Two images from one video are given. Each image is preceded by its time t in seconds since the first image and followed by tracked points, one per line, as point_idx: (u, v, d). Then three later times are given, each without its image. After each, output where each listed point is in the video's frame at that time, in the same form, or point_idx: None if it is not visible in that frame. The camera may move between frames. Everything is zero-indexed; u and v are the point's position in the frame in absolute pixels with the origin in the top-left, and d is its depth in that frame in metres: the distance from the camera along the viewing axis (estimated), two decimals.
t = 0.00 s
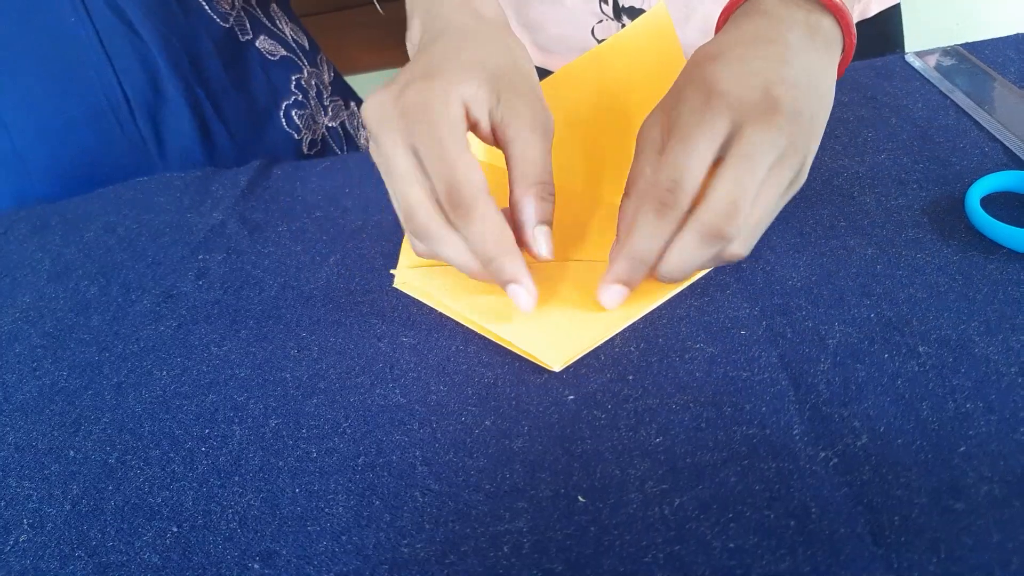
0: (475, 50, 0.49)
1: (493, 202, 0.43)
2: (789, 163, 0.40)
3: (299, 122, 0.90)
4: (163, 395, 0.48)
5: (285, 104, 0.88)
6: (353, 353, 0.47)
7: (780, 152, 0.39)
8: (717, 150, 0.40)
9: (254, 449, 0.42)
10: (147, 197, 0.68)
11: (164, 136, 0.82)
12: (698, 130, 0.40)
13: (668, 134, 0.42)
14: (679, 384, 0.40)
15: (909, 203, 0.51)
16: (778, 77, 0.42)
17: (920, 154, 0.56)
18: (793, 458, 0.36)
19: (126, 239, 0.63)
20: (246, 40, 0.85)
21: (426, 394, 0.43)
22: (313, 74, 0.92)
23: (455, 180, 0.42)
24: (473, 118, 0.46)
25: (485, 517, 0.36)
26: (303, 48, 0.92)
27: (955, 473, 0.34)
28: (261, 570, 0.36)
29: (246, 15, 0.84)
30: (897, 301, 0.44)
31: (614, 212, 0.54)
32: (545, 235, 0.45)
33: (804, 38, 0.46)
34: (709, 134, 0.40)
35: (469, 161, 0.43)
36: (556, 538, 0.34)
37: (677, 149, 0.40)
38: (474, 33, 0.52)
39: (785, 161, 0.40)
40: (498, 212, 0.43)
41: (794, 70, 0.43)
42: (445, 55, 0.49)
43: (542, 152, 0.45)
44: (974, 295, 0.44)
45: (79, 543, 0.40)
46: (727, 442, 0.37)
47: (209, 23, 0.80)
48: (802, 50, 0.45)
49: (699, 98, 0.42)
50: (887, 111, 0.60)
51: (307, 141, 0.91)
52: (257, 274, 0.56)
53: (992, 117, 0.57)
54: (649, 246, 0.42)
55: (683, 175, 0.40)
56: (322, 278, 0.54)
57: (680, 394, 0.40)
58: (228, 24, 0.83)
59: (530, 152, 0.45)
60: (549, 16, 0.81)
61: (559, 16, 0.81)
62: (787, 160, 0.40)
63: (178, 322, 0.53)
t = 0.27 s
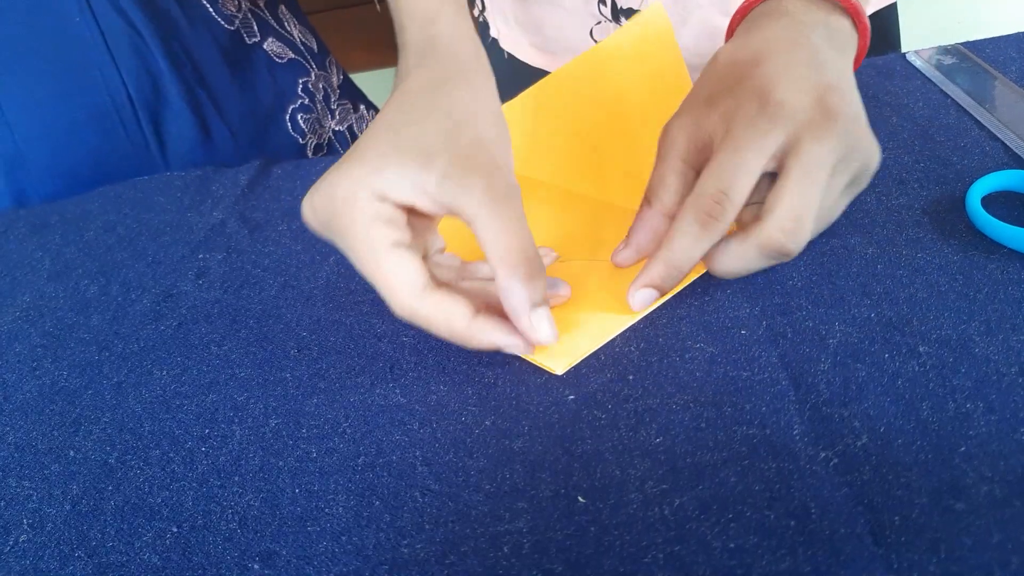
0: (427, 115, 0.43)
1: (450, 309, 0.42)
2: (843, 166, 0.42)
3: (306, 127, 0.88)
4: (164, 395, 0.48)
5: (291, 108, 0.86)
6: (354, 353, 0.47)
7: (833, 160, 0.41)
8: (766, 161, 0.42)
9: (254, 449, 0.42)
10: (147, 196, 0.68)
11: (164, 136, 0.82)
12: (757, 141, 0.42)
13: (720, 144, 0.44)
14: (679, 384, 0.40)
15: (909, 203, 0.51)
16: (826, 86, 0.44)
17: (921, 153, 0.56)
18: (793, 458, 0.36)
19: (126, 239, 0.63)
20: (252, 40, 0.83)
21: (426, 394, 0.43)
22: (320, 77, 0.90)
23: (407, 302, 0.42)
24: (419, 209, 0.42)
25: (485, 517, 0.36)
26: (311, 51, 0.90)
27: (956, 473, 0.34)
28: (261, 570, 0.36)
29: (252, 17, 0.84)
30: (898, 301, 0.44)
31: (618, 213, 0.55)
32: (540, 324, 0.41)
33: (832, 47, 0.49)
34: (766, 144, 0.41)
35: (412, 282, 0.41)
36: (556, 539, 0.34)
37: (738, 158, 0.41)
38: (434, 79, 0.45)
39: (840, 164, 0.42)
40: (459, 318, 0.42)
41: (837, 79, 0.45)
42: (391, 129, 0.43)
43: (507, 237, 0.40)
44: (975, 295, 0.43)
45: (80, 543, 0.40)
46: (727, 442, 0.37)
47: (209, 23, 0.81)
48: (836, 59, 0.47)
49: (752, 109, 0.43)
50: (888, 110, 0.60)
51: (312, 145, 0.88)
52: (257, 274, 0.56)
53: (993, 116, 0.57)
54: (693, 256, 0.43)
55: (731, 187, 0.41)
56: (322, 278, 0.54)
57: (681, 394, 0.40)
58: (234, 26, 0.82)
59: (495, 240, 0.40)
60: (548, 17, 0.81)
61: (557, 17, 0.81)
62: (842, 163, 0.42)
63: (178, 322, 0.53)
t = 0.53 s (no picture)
0: (410, 147, 0.43)
1: (446, 346, 0.41)
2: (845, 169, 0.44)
3: (302, 128, 0.88)
4: (161, 395, 0.48)
5: (288, 108, 0.86)
6: (352, 354, 0.47)
7: (837, 165, 0.43)
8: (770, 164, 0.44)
9: (252, 450, 0.42)
10: (144, 197, 0.68)
11: (162, 137, 0.82)
12: (760, 146, 0.43)
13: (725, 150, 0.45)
14: (676, 385, 0.40)
15: (906, 204, 0.51)
16: (835, 89, 0.44)
17: (918, 155, 0.56)
18: (790, 458, 0.36)
19: (123, 239, 0.63)
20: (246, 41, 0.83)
21: (424, 395, 0.43)
22: (316, 76, 0.90)
23: (399, 337, 0.41)
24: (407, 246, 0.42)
25: (483, 518, 0.36)
26: (308, 49, 0.89)
27: (952, 473, 0.34)
28: (259, 571, 0.36)
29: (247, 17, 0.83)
30: (895, 302, 0.44)
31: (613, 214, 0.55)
32: (545, 361, 0.40)
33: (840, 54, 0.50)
34: (768, 149, 0.43)
35: (404, 317, 0.41)
36: (554, 539, 0.34)
37: (739, 163, 0.43)
38: (417, 113, 0.45)
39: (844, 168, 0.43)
40: (455, 352, 0.41)
41: (843, 82, 0.46)
42: (372, 162, 0.43)
43: (507, 278, 0.39)
44: (971, 296, 0.44)
45: (77, 543, 0.40)
46: (724, 443, 0.37)
47: (207, 23, 0.80)
48: (842, 65, 0.48)
49: (758, 114, 0.45)
50: (885, 112, 0.60)
51: (309, 145, 0.89)
52: (255, 274, 0.56)
53: (990, 117, 0.58)
54: (697, 256, 0.44)
55: (733, 191, 0.43)
56: (320, 279, 0.54)
57: (679, 395, 0.40)
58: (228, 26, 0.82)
59: (495, 284, 0.39)
60: (544, 20, 0.81)
61: (554, 20, 0.81)
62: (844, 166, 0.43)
63: (176, 322, 0.53)
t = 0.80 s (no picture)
0: (411, 137, 0.45)
1: (446, 334, 0.42)
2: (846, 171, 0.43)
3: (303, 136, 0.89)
4: (161, 398, 0.48)
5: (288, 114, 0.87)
6: (351, 357, 0.47)
7: (835, 168, 0.43)
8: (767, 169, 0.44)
9: (251, 453, 0.42)
10: (144, 199, 0.68)
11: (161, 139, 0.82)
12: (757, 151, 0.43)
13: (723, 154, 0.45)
14: (676, 388, 0.40)
15: (906, 206, 0.51)
16: (834, 93, 0.44)
17: (918, 157, 0.56)
18: (791, 461, 0.36)
19: (123, 242, 0.63)
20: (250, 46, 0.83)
21: (424, 397, 0.43)
22: (317, 84, 0.92)
23: (400, 327, 0.42)
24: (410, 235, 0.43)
25: (482, 521, 0.36)
26: (309, 57, 0.91)
27: (953, 476, 0.34)
28: (258, 574, 0.36)
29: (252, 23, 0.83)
30: (895, 304, 0.44)
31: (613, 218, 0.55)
32: (543, 347, 0.41)
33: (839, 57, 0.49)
34: (766, 154, 0.43)
35: (405, 307, 0.42)
36: (554, 542, 0.34)
37: (736, 168, 0.43)
38: (417, 105, 0.47)
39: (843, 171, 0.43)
40: (456, 340, 0.42)
41: (842, 86, 0.46)
42: (374, 152, 0.45)
43: (507, 266, 0.41)
44: (972, 298, 0.44)
45: (76, 547, 0.40)
46: (724, 446, 0.37)
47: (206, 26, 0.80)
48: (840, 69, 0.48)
49: (756, 118, 0.44)
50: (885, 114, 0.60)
51: (309, 150, 0.90)
52: (254, 277, 0.56)
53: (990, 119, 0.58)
54: (694, 259, 0.44)
55: (729, 197, 0.43)
56: (320, 281, 0.54)
57: (679, 398, 0.40)
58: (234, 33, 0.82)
59: (495, 269, 0.41)
60: (543, 24, 0.82)
61: (553, 24, 0.81)
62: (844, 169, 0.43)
63: (175, 325, 0.53)
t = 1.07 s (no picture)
0: (416, 119, 0.48)
1: (450, 307, 0.44)
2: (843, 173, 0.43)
3: (302, 131, 0.89)
4: (161, 398, 0.48)
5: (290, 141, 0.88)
6: (351, 356, 0.47)
7: (834, 170, 0.43)
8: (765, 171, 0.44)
9: (251, 452, 0.42)
10: (144, 199, 0.68)
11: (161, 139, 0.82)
12: (754, 153, 0.43)
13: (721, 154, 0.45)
14: (676, 387, 0.40)
15: (905, 206, 0.51)
16: (832, 94, 0.44)
17: (917, 157, 0.56)
18: (790, 460, 0.36)
19: (123, 242, 0.63)
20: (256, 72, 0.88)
21: (424, 397, 0.43)
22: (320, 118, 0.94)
23: (407, 300, 0.44)
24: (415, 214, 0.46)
25: (482, 520, 0.36)
26: (316, 92, 0.93)
27: (952, 475, 0.34)
28: (258, 573, 0.36)
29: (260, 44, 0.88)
30: (894, 303, 0.44)
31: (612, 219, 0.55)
32: (541, 319, 0.44)
33: (839, 57, 0.49)
34: (764, 155, 0.43)
35: (412, 281, 0.44)
36: (554, 541, 0.34)
37: (732, 168, 0.43)
38: (422, 87, 0.50)
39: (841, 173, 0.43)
40: (461, 312, 0.44)
41: (840, 87, 0.46)
42: (381, 134, 0.48)
43: (508, 242, 0.43)
44: (971, 298, 0.44)
45: (76, 546, 0.40)
46: (724, 445, 0.37)
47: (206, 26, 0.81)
48: (839, 69, 0.48)
49: (754, 120, 0.44)
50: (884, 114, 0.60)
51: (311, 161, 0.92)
52: (254, 276, 0.56)
53: (990, 119, 0.58)
54: (691, 260, 0.44)
55: (726, 199, 0.43)
56: (319, 281, 0.54)
57: (678, 397, 0.40)
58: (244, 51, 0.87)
59: (496, 243, 0.43)
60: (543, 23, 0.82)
61: (553, 23, 0.81)
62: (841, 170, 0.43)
63: (175, 325, 0.53)
